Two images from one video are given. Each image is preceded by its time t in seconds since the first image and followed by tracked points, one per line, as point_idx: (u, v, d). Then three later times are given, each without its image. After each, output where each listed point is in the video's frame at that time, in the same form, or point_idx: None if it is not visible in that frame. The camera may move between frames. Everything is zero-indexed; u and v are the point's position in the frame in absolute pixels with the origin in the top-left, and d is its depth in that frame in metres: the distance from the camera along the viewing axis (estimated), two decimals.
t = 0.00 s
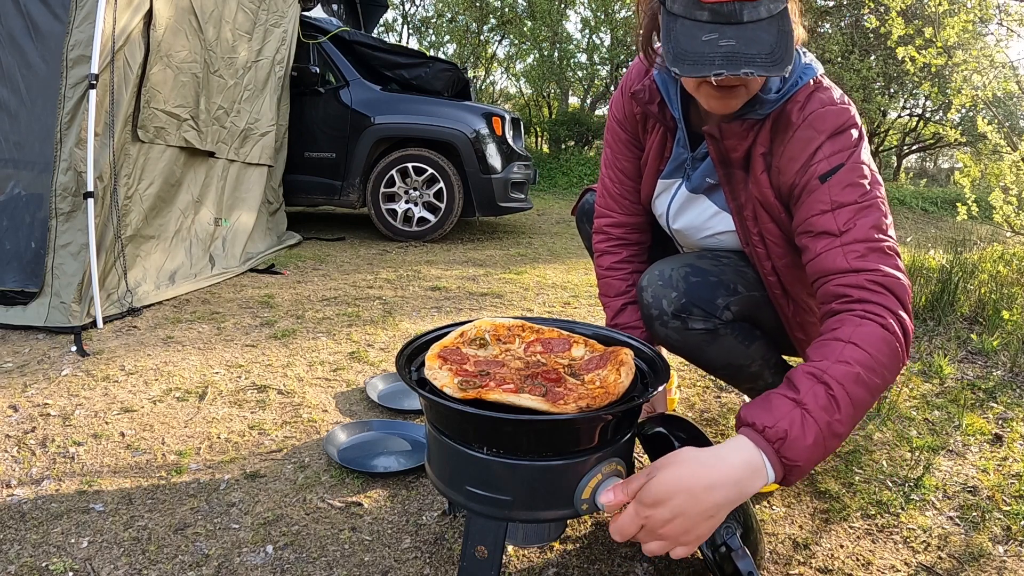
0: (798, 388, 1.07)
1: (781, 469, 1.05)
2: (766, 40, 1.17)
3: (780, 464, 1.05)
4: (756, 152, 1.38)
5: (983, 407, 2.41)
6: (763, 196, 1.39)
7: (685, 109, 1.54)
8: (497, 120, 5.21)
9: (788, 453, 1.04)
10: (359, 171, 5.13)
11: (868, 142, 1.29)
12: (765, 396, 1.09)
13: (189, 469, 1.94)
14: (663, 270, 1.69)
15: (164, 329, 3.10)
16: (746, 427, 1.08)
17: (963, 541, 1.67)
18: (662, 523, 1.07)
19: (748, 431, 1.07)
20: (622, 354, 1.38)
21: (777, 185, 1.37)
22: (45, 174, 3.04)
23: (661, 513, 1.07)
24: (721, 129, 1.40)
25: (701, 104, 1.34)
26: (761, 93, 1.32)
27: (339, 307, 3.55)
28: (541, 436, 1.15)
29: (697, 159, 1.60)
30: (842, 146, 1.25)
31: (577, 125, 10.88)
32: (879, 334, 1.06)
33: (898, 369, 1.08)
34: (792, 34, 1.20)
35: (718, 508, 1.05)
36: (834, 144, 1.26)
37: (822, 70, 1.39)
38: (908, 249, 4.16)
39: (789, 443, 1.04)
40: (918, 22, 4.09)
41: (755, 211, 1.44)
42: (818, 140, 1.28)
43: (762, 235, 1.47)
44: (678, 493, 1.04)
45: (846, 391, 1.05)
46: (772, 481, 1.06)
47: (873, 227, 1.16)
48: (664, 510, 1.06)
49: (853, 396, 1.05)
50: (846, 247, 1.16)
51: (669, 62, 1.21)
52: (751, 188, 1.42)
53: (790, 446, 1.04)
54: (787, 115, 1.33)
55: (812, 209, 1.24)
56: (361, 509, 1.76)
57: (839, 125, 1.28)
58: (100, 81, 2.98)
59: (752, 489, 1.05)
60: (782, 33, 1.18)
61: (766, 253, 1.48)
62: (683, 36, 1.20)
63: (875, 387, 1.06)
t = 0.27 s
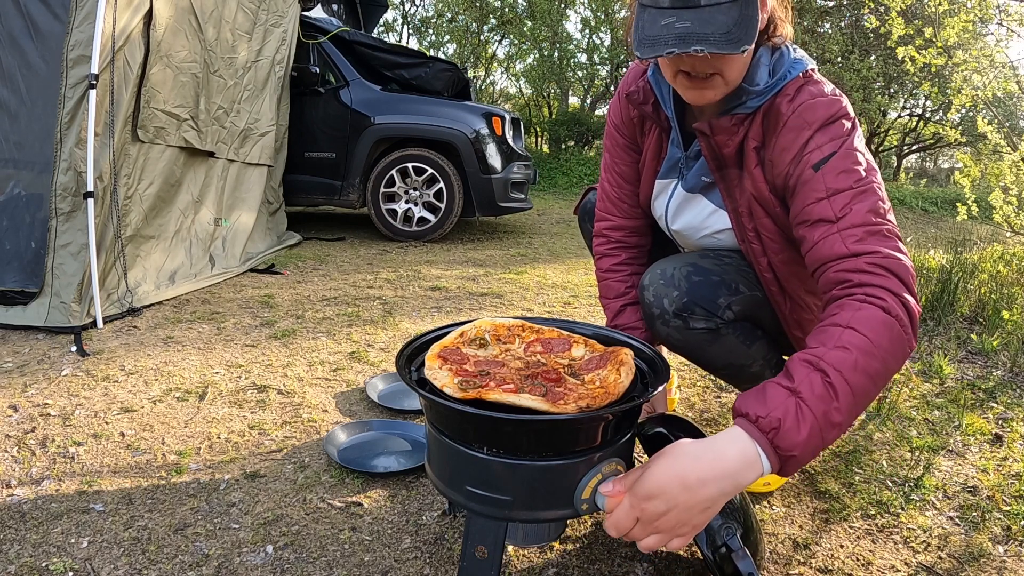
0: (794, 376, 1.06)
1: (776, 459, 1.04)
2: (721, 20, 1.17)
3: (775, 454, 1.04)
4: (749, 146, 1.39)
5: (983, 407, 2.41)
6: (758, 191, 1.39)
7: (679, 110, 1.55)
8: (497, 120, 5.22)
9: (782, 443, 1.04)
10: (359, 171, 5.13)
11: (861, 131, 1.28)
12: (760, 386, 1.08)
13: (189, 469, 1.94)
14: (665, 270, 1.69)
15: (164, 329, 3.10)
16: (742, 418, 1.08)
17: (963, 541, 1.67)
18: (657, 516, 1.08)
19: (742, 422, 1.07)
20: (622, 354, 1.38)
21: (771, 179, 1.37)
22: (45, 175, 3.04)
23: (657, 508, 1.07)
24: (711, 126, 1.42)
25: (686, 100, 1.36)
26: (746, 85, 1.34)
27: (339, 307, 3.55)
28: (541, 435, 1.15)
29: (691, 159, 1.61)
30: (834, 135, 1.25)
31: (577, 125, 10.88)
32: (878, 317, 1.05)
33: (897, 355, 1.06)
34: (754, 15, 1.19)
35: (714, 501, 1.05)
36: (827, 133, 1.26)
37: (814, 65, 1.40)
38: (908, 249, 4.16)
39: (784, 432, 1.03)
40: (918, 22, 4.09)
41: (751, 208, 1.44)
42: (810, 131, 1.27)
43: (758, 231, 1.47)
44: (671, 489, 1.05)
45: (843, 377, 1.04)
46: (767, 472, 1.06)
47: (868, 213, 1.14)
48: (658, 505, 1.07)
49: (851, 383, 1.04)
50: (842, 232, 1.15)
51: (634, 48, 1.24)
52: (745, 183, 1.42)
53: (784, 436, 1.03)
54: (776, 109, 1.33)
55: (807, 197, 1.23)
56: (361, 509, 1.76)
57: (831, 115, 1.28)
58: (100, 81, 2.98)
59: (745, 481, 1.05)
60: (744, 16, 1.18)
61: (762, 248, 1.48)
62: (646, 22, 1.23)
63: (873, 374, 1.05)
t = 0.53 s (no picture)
0: (793, 378, 1.06)
1: (780, 461, 1.05)
2: (696, 14, 1.18)
3: (778, 457, 1.04)
4: (744, 145, 1.40)
5: (983, 407, 2.41)
6: (753, 190, 1.39)
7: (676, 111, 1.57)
8: (497, 120, 5.21)
9: (783, 445, 1.04)
10: (359, 171, 5.13)
11: (855, 129, 1.28)
12: (760, 388, 1.08)
13: (189, 469, 1.94)
14: (665, 268, 1.69)
15: (164, 329, 3.10)
16: (743, 421, 1.08)
17: (963, 541, 1.67)
18: (659, 513, 1.08)
19: (744, 425, 1.07)
20: (622, 354, 1.38)
21: (766, 177, 1.37)
22: (45, 175, 3.04)
23: (661, 504, 1.07)
24: (704, 126, 1.43)
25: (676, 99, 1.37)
26: (738, 85, 1.36)
27: (339, 307, 3.55)
28: (541, 436, 1.15)
29: (686, 159, 1.63)
30: (828, 134, 1.25)
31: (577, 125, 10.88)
32: (878, 318, 1.05)
33: (898, 354, 1.06)
34: (730, 10, 1.20)
35: (714, 499, 1.06)
36: (821, 132, 1.26)
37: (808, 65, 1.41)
38: (908, 249, 4.16)
39: (786, 436, 1.03)
40: (918, 22, 4.09)
41: (746, 206, 1.44)
42: (804, 130, 1.27)
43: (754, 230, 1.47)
44: (675, 486, 1.06)
45: (843, 377, 1.04)
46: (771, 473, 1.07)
47: (863, 212, 1.14)
48: (661, 501, 1.07)
49: (852, 382, 1.04)
50: (837, 232, 1.15)
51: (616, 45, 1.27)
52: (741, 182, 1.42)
53: (787, 439, 1.03)
54: (770, 107, 1.34)
55: (801, 197, 1.23)
56: (360, 509, 1.76)
57: (824, 114, 1.27)
58: (100, 81, 2.98)
59: (749, 481, 1.05)
60: (720, 10, 1.19)
61: (758, 247, 1.48)
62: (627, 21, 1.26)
63: (872, 372, 1.05)
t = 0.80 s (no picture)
0: (800, 387, 1.06)
1: (789, 469, 1.06)
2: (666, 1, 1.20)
3: (787, 465, 1.05)
4: (740, 145, 1.40)
5: (983, 407, 2.41)
6: (752, 192, 1.40)
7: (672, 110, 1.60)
8: (497, 120, 5.21)
9: (793, 454, 1.05)
10: (359, 171, 5.13)
11: (852, 130, 1.28)
12: (767, 397, 1.08)
13: (189, 469, 1.94)
14: (669, 266, 1.69)
15: (164, 329, 3.10)
16: (750, 429, 1.08)
17: (963, 541, 1.67)
18: (669, 514, 1.07)
19: (751, 434, 1.07)
20: (622, 354, 1.38)
21: (763, 178, 1.38)
22: (45, 175, 3.04)
23: (673, 506, 1.06)
24: (699, 126, 1.45)
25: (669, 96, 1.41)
26: (730, 84, 1.38)
27: (339, 307, 3.55)
28: (541, 435, 1.15)
29: (680, 158, 1.65)
30: (825, 137, 1.24)
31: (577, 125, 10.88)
32: (880, 325, 1.05)
33: (901, 359, 1.07)
34: None
35: (722, 503, 1.06)
36: (818, 136, 1.25)
37: (806, 63, 1.41)
38: (908, 249, 4.16)
39: (794, 445, 1.04)
40: (918, 22, 4.09)
41: (745, 206, 1.44)
42: (801, 133, 1.27)
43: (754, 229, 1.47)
44: (688, 488, 1.05)
45: (849, 386, 1.04)
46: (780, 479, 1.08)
47: (862, 217, 1.14)
48: (672, 502, 1.06)
49: (857, 389, 1.05)
50: (838, 238, 1.14)
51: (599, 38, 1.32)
52: (739, 183, 1.42)
53: (795, 448, 1.04)
54: (765, 106, 1.35)
55: (800, 202, 1.22)
56: (360, 509, 1.76)
57: (821, 116, 1.27)
58: (100, 81, 2.98)
59: (759, 487, 1.06)
60: None
61: (758, 247, 1.48)
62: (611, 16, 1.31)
63: (875, 379, 1.06)
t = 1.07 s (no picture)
0: (797, 385, 1.06)
1: (787, 467, 1.06)
2: (652, 2, 1.21)
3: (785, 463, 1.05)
4: (733, 145, 1.40)
5: (983, 407, 2.41)
6: (746, 191, 1.40)
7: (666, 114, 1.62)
8: (497, 120, 5.21)
9: (791, 452, 1.05)
10: (359, 171, 5.13)
11: (845, 127, 1.28)
12: (764, 396, 1.08)
13: (189, 469, 1.94)
14: (669, 266, 1.69)
15: (164, 329, 3.10)
16: (749, 428, 1.08)
17: (963, 541, 1.67)
18: (666, 514, 1.07)
19: (749, 433, 1.07)
20: (622, 354, 1.38)
21: (757, 177, 1.38)
22: (45, 175, 3.04)
23: (670, 505, 1.06)
24: (690, 127, 1.46)
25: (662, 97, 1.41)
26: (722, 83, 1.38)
27: (339, 307, 3.55)
28: (541, 435, 1.15)
29: (674, 159, 1.65)
30: (817, 135, 1.24)
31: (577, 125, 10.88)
32: (876, 322, 1.05)
33: (898, 355, 1.07)
34: None
35: (721, 504, 1.06)
36: (811, 134, 1.25)
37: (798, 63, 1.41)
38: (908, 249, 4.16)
39: (792, 443, 1.04)
40: (918, 22, 4.09)
41: (740, 205, 1.44)
42: (793, 131, 1.27)
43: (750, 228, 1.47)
44: (686, 487, 1.05)
45: (846, 383, 1.04)
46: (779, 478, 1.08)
47: (855, 215, 1.14)
48: (670, 502, 1.06)
49: (855, 386, 1.04)
50: (831, 235, 1.14)
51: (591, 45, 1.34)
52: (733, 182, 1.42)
53: (793, 446, 1.04)
54: (756, 107, 1.35)
55: (794, 200, 1.22)
56: (360, 509, 1.76)
57: (812, 114, 1.27)
58: (100, 81, 2.98)
59: (758, 487, 1.06)
60: None
61: (755, 246, 1.47)
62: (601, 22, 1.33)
63: (874, 375, 1.05)
